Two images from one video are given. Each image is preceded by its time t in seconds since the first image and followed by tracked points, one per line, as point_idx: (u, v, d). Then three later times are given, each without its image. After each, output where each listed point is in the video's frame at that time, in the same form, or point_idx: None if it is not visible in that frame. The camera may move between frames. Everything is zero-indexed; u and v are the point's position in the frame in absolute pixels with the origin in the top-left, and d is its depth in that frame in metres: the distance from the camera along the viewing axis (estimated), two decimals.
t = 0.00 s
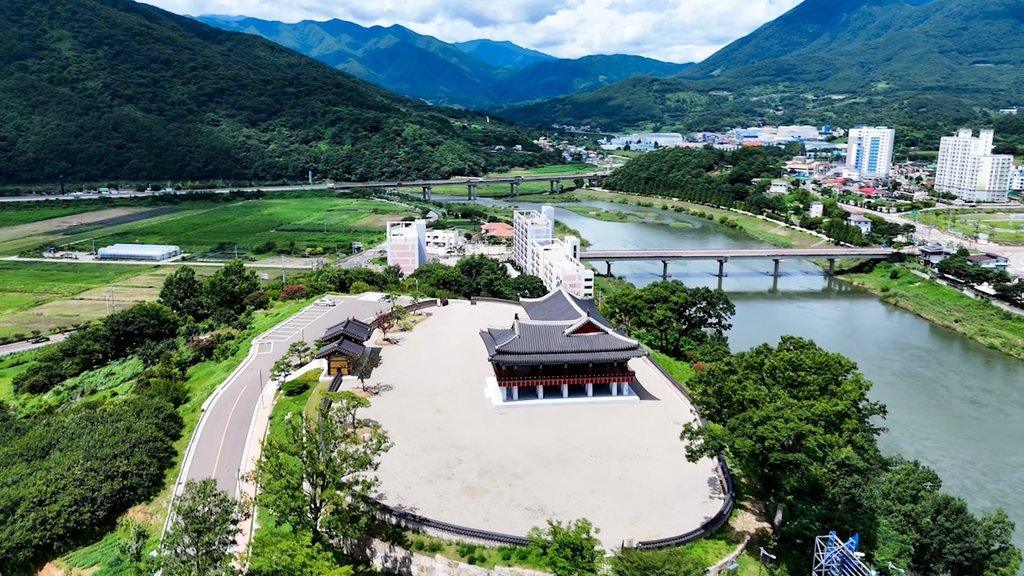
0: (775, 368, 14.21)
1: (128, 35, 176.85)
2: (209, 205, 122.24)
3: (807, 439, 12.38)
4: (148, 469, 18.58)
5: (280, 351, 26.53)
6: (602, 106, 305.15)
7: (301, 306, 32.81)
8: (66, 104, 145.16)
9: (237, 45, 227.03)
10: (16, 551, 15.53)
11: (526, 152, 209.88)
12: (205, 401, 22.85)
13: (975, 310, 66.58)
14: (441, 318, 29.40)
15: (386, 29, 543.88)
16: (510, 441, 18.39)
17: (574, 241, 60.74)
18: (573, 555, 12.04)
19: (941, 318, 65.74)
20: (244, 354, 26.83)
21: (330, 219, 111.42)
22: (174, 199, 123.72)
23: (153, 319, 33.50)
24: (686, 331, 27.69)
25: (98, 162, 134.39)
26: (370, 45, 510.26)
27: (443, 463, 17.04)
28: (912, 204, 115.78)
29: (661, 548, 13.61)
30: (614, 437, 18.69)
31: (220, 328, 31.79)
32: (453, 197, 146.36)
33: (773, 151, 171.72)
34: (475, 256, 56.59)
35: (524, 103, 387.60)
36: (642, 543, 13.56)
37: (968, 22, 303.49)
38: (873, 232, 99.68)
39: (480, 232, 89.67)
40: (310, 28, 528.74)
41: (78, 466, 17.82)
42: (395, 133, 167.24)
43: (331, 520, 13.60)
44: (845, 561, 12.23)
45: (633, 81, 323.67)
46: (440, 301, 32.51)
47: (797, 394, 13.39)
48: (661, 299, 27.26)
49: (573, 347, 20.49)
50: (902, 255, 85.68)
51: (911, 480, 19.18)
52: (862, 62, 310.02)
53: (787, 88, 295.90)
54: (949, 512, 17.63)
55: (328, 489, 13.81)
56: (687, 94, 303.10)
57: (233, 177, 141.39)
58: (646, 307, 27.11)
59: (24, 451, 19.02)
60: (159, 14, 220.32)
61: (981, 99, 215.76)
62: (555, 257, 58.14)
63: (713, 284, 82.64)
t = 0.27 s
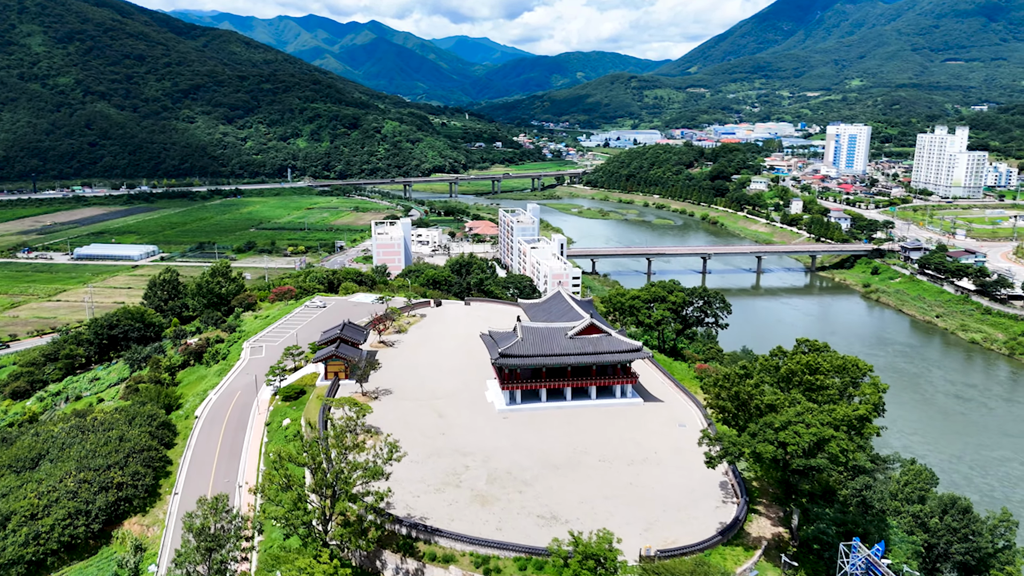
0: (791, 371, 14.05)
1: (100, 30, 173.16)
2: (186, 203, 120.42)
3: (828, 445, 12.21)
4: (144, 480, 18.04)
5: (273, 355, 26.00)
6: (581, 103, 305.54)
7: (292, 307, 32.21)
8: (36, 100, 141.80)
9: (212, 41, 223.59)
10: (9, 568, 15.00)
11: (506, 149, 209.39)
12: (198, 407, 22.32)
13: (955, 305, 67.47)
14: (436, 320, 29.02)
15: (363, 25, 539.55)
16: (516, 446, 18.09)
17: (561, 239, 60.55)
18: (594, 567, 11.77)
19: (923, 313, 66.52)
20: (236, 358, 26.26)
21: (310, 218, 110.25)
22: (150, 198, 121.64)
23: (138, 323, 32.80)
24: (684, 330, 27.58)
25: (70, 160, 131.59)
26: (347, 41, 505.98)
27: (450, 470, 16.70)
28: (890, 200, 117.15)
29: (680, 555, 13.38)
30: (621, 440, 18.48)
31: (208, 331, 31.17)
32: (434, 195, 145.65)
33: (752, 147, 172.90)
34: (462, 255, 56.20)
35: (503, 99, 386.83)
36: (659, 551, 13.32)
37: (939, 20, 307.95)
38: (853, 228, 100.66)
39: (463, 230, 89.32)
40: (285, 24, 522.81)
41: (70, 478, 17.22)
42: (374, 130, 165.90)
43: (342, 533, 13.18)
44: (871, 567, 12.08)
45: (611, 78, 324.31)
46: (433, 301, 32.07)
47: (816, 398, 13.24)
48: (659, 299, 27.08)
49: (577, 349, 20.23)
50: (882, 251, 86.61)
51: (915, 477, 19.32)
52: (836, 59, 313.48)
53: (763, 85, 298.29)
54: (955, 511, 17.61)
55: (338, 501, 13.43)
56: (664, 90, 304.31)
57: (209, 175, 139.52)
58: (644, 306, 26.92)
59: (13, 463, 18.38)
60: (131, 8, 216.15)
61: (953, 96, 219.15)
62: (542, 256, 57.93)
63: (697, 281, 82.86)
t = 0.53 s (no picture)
0: (808, 373, 13.87)
1: (71, 25, 169.38)
2: (163, 202, 118.57)
3: (851, 451, 12.05)
4: (140, 491, 17.48)
5: (266, 360, 25.43)
6: (560, 100, 305.62)
7: (281, 310, 31.59)
8: (5, 97, 138.24)
9: (186, 37, 220.02)
10: None
11: (486, 146, 208.79)
12: (192, 414, 21.73)
13: (936, 301, 68.32)
14: (431, 321, 28.59)
15: (339, 21, 534.90)
16: (522, 451, 17.77)
17: (548, 237, 60.23)
18: None
19: (904, 308, 67.27)
20: (227, 363, 25.65)
21: (291, 216, 109.05)
22: (126, 197, 119.60)
23: (122, 326, 32.06)
24: (681, 330, 27.44)
25: (42, 158, 128.64)
26: (322, 37, 501.34)
27: (457, 478, 16.33)
28: (868, 197, 118.45)
29: (697, 565, 13.14)
30: (628, 444, 18.24)
31: (197, 334, 30.54)
32: (416, 192, 144.88)
33: (730, 144, 174.05)
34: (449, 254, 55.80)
35: (481, 96, 385.88)
36: (675, 562, 13.05)
37: (911, 18, 312.34)
38: (833, 225, 101.61)
39: (447, 229, 89.00)
40: (260, 19, 516.56)
41: (63, 490, 16.63)
42: (353, 127, 164.54)
43: (355, 547, 12.68)
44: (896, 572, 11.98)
45: (589, 75, 324.80)
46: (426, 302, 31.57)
47: (835, 402, 13.08)
48: (657, 299, 26.87)
49: (580, 353, 19.96)
50: (862, 248, 87.53)
51: (920, 477, 19.20)
52: (811, 57, 316.73)
53: (740, 82, 300.61)
54: (963, 511, 17.61)
55: (349, 514, 12.95)
56: (642, 87, 305.44)
57: (185, 173, 137.53)
58: (643, 307, 26.67)
59: (2, 475, 17.72)
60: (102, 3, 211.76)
61: (926, 94, 222.52)
62: (529, 254, 57.67)
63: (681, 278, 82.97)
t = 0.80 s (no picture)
0: (825, 376, 13.70)
1: (41, 20, 165.47)
2: (140, 201, 116.55)
3: (875, 455, 11.90)
4: (137, 503, 16.96)
5: (259, 365, 24.89)
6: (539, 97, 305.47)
7: (271, 313, 31.00)
8: None
9: (160, 33, 216.25)
10: None
11: (466, 143, 207.96)
12: (186, 422, 21.17)
13: (917, 296, 69.13)
14: (426, 323, 28.18)
15: (314, 17, 529.69)
16: (529, 457, 17.46)
17: (535, 236, 59.93)
18: None
19: (886, 304, 68.02)
20: (219, 368, 25.07)
21: (271, 215, 107.66)
22: (101, 195, 117.43)
23: (106, 331, 31.31)
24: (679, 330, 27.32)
25: (13, 156, 125.60)
26: (298, 33, 496.22)
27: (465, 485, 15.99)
28: (847, 193, 119.65)
29: (718, 574, 12.94)
30: (635, 448, 18.01)
31: (185, 339, 29.89)
32: (396, 190, 143.90)
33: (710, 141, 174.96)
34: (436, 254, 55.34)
35: (459, 93, 384.50)
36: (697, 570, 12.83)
37: (884, 16, 316.55)
38: (813, 221, 102.48)
39: (430, 227, 88.48)
40: (234, 15, 509.91)
41: (57, 504, 16.04)
42: (332, 125, 162.98)
43: (371, 563, 12.27)
44: None
45: (568, 72, 324.82)
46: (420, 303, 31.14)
47: (853, 406, 12.94)
48: (656, 299, 26.71)
49: (584, 356, 19.71)
50: (843, 244, 88.36)
51: (924, 472, 19.29)
52: (787, 54, 319.48)
53: (717, 79, 302.47)
54: (971, 511, 17.63)
55: (363, 527, 12.55)
56: (621, 85, 306.24)
57: (161, 171, 135.22)
58: (641, 308, 26.51)
59: None
60: None
61: (899, 91, 225.61)
62: (516, 253, 57.35)
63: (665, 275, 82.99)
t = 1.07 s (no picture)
0: (844, 380, 13.59)
1: (9, 15, 161.44)
2: (115, 200, 114.48)
3: (901, 461, 11.80)
4: (134, 517, 16.41)
5: (253, 370, 24.34)
6: (518, 93, 305.12)
7: (262, 315, 30.40)
8: None
9: (132, 28, 212.39)
10: None
11: (446, 141, 206.94)
12: (180, 431, 20.62)
13: (899, 292, 69.88)
14: (421, 325, 27.78)
15: (290, 13, 524.12)
16: (538, 463, 17.20)
17: (522, 234, 59.63)
18: None
19: (869, 300, 68.61)
20: (211, 374, 24.47)
21: (250, 214, 106.15)
22: (75, 194, 115.23)
23: (92, 335, 30.47)
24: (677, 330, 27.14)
25: None
26: (273, 29, 490.89)
27: (476, 491, 15.69)
28: (827, 190, 120.69)
29: None
30: (644, 452, 17.80)
31: (175, 343, 29.20)
32: (377, 188, 142.83)
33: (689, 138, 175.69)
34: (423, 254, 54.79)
35: (437, 90, 382.60)
36: None
37: (857, 14, 320.38)
38: (794, 218, 103.19)
39: (413, 225, 87.86)
40: (207, 11, 502.91)
41: (52, 519, 15.45)
42: (311, 122, 161.33)
43: None
44: None
45: (546, 69, 324.71)
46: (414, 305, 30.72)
47: (875, 412, 12.84)
48: (654, 300, 26.49)
49: (590, 359, 19.45)
50: (825, 241, 89.08)
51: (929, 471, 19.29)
52: (763, 52, 322.10)
53: (694, 76, 304.01)
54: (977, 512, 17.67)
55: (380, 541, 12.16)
56: (599, 82, 306.87)
57: (136, 169, 132.79)
58: (640, 311, 26.24)
59: None
60: None
61: (873, 88, 228.42)
62: (503, 251, 57.08)
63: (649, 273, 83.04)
